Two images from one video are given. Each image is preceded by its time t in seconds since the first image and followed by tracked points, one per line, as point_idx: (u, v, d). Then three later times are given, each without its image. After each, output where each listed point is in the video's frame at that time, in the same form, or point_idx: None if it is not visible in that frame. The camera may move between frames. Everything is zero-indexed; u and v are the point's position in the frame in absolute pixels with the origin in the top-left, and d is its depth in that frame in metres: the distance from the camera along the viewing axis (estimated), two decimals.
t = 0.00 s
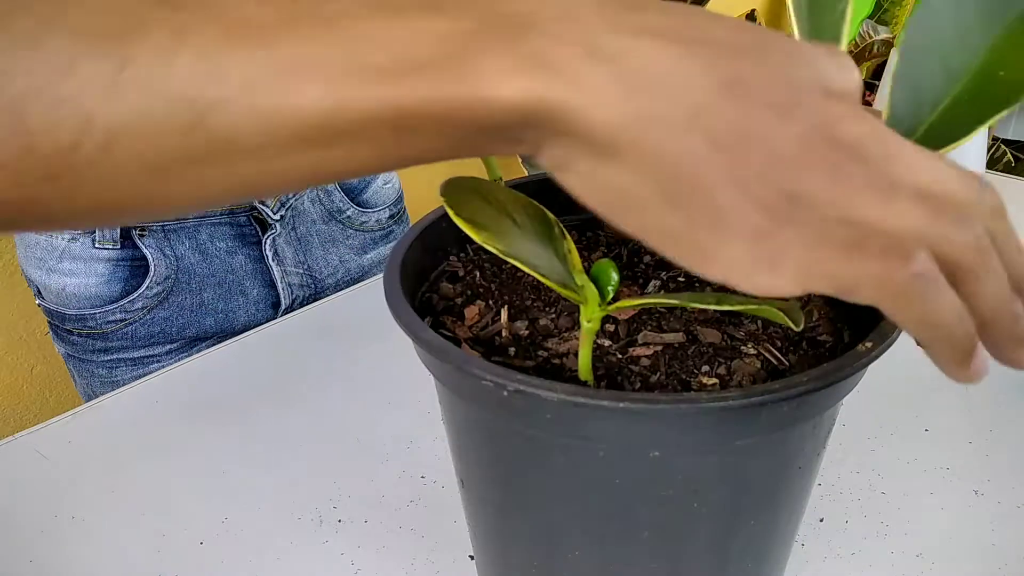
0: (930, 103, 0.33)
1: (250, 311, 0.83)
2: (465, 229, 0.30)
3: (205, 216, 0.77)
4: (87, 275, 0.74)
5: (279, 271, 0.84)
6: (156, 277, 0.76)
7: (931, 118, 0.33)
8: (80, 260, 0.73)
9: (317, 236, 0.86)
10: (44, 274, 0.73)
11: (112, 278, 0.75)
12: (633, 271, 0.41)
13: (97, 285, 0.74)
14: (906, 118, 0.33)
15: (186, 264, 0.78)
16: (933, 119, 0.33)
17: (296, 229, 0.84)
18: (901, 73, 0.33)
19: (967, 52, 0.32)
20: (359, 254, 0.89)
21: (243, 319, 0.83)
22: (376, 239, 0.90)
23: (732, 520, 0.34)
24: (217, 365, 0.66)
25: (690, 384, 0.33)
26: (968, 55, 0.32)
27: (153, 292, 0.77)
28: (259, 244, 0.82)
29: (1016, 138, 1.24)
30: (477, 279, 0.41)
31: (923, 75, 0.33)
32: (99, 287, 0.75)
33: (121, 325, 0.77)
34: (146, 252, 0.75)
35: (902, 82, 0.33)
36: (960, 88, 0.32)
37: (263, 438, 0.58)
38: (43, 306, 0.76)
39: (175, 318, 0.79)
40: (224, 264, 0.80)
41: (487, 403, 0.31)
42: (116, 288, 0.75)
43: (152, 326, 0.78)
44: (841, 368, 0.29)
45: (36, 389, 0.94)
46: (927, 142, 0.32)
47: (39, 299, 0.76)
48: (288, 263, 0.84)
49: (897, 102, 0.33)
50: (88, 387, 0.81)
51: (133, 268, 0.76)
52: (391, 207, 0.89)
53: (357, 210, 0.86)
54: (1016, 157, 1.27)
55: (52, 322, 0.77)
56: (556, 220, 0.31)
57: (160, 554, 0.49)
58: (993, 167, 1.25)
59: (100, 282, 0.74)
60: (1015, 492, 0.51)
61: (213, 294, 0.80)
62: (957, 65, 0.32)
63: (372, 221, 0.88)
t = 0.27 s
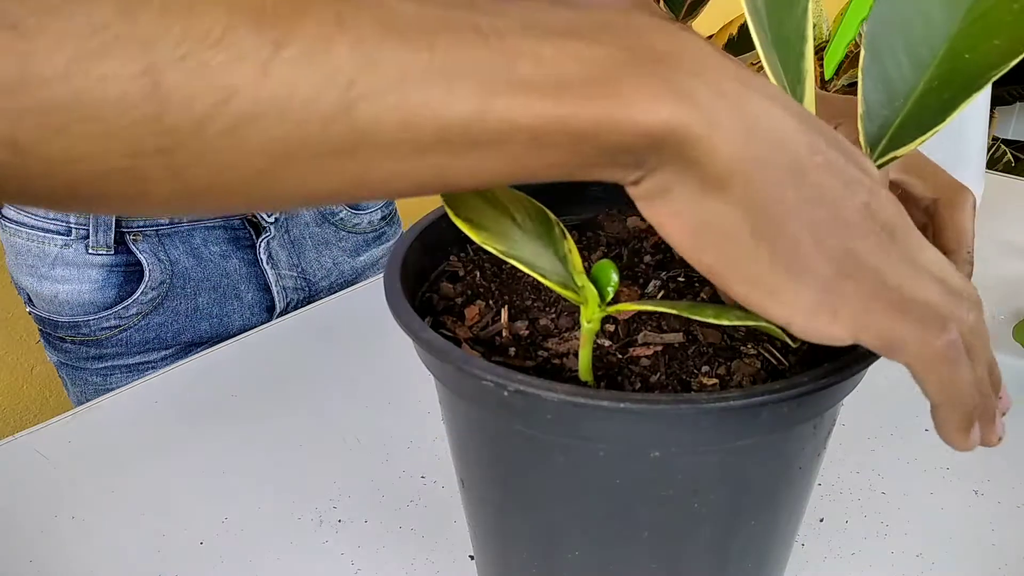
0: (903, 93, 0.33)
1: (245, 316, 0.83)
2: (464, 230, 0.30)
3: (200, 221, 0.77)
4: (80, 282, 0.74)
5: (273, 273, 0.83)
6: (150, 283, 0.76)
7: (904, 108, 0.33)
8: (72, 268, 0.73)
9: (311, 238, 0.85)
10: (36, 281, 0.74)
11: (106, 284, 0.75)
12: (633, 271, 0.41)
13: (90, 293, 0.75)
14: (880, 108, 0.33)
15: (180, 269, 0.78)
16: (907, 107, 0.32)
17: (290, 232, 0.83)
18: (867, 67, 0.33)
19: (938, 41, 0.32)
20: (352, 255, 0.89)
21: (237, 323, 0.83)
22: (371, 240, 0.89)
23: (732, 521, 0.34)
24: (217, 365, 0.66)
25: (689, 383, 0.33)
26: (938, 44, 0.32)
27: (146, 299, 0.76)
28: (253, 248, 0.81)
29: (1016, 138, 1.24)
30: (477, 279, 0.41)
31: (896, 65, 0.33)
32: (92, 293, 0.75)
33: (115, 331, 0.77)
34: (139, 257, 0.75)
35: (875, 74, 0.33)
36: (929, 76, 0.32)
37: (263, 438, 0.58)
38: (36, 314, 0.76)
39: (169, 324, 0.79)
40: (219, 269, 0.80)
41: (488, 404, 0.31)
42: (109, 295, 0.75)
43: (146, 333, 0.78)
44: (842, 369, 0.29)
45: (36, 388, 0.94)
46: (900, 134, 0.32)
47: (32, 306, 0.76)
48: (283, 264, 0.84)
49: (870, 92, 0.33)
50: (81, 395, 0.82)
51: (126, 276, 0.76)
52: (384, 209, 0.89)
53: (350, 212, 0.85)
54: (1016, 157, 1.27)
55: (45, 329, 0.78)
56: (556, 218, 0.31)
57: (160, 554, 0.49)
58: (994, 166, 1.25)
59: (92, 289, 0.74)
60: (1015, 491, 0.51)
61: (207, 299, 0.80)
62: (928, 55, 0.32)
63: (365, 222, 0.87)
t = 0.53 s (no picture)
0: (894, 95, 0.33)
1: (244, 316, 0.83)
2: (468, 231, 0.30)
3: (198, 220, 0.76)
4: (79, 282, 0.74)
5: (273, 273, 0.83)
6: (149, 283, 0.76)
7: (897, 109, 0.33)
8: (72, 267, 0.73)
9: (311, 238, 0.85)
10: (35, 280, 0.74)
11: (104, 284, 0.75)
12: (634, 271, 0.41)
13: (89, 292, 0.74)
14: (873, 110, 0.33)
15: (179, 268, 0.78)
16: (900, 108, 0.32)
17: (289, 232, 0.83)
18: (859, 68, 0.33)
19: (926, 42, 0.32)
20: (352, 256, 0.89)
21: (236, 323, 0.83)
22: (371, 240, 0.90)
23: (732, 521, 0.34)
24: (217, 365, 0.66)
25: (690, 384, 0.33)
26: (927, 45, 0.32)
27: (146, 298, 0.76)
28: (252, 248, 0.81)
29: (1016, 138, 1.23)
30: (477, 279, 0.41)
31: (887, 68, 0.33)
32: (90, 293, 0.74)
33: (113, 331, 0.77)
34: (138, 257, 0.75)
35: (866, 76, 0.33)
36: (920, 76, 0.32)
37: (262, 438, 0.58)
38: (36, 313, 0.76)
39: (169, 324, 0.79)
40: (218, 268, 0.80)
41: (488, 403, 0.31)
42: (108, 295, 0.75)
43: (145, 332, 0.78)
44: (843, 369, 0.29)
45: (36, 388, 0.94)
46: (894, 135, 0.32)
47: (32, 306, 0.76)
48: (281, 265, 0.84)
49: (862, 94, 0.33)
50: (81, 394, 0.82)
51: (125, 275, 0.75)
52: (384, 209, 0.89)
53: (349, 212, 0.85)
54: (1016, 157, 1.27)
55: (44, 328, 0.77)
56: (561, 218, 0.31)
57: (160, 554, 0.49)
58: (993, 167, 1.25)
59: (91, 289, 0.74)
60: (1015, 491, 0.51)
61: (206, 299, 0.80)
62: (918, 57, 0.32)
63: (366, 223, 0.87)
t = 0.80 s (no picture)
0: (893, 98, 0.33)
1: (247, 315, 0.83)
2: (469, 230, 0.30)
3: (201, 220, 0.76)
4: (83, 282, 0.73)
5: (275, 273, 0.83)
6: (154, 282, 0.76)
7: (897, 113, 0.32)
8: (75, 267, 0.73)
9: (313, 238, 0.85)
10: (39, 282, 0.74)
11: (109, 284, 0.74)
12: (634, 271, 0.41)
13: (93, 293, 0.74)
14: (871, 114, 0.33)
15: (183, 269, 0.78)
16: (899, 112, 0.32)
17: (292, 232, 0.83)
18: (859, 72, 0.33)
19: (926, 46, 0.32)
20: (355, 255, 0.89)
21: (239, 323, 0.84)
22: (373, 241, 0.90)
23: (731, 521, 0.34)
24: (217, 365, 0.66)
25: (690, 384, 0.33)
26: (927, 49, 0.32)
27: (150, 298, 0.76)
28: (256, 247, 0.81)
29: (1016, 138, 1.23)
30: (477, 279, 0.41)
31: (886, 71, 0.33)
32: (95, 294, 0.74)
33: (118, 331, 0.77)
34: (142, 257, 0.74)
35: (864, 80, 0.33)
36: (920, 79, 0.32)
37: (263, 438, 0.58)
38: (40, 314, 0.76)
39: (173, 324, 0.79)
40: (221, 268, 0.80)
41: (488, 404, 0.31)
42: (112, 296, 0.75)
43: (149, 333, 0.78)
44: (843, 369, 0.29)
45: (36, 388, 0.94)
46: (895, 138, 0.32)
47: (36, 307, 0.76)
48: (285, 265, 0.84)
49: (861, 98, 0.33)
50: (85, 394, 0.82)
51: (129, 275, 0.75)
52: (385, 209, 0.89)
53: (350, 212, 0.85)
54: (1016, 157, 1.27)
55: (48, 329, 0.78)
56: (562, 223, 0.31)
57: (160, 553, 0.49)
58: (993, 166, 1.25)
59: (95, 289, 0.74)
60: (1015, 492, 0.51)
61: (211, 299, 0.80)
62: (918, 61, 0.32)
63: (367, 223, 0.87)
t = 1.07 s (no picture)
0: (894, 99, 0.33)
1: (247, 315, 0.83)
2: (469, 230, 0.30)
3: (202, 218, 0.76)
4: (83, 281, 0.73)
5: (276, 272, 0.83)
6: (154, 281, 0.76)
7: (897, 113, 0.33)
8: (75, 266, 0.73)
9: (313, 238, 0.85)
10: (41, 280, 0.74)
11: (110, 283, 0.74)
12: (634, 271, 0.41)
13: (94, 292, 0.74)
14: (873, 114, 0.33)
15: (184, 267, 0.78)
16: (899, 112, 0.32)
17: (293, 231, 0.83)
18: (860, 72, 0.33)
19: (926, 46, 0.32)
20: (356, 255, 0.89)
21: (240, 322, 0.84)
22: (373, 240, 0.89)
23: (732, 521, 0.34)
24: (218, 365, 0.66)
25: (691, 384, 0.33)
26: (927, 49, 0.32)
27: (150, 297, 0.76)
28: (256, 246, 0.81)
29: (1016, 138, 1.23)
30: (478, 279, 0.41)
31: (886, 72, 0.33)
32: (95, 292, 0.74)
33: (118, 330, 0.77)
34: (143, 255, 0.74)
35: (865, 80, 0.33)
36: (920, 80, 0.32)
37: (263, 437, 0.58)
38: (41, 313, 0.76)
39: (174, 323, 0.80)
40: (222, 267, 0.80)
41: (489, 403, 0.31)
42: (112, 295, 0.75)
43: (150, 331, 0.79)
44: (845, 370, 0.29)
45: (36, 389, 0.94)
46: (895, 139, 0.32)
47: (37, 306, 0.76)
48: (286, 263, 0.83)
49: (861, 99, 0.33)
50: (86, 394, 0.82)
51: (129, 274, 0.75)
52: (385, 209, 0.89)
53: (351, 212, 0.85)
54: (1016, 157, 1.27)
55: (49, 328, 0.78)
56: (565, 222, 0.31)
57: (161, 554, 0.49)
58: (993, 166, 1.25)
59: (96, 288, 0.74)
60: (1015, 492, 0.51)
61: (211, 298, 0.80)
62: (918, 61, 0.32)
63: (368, 222, 0.87)
